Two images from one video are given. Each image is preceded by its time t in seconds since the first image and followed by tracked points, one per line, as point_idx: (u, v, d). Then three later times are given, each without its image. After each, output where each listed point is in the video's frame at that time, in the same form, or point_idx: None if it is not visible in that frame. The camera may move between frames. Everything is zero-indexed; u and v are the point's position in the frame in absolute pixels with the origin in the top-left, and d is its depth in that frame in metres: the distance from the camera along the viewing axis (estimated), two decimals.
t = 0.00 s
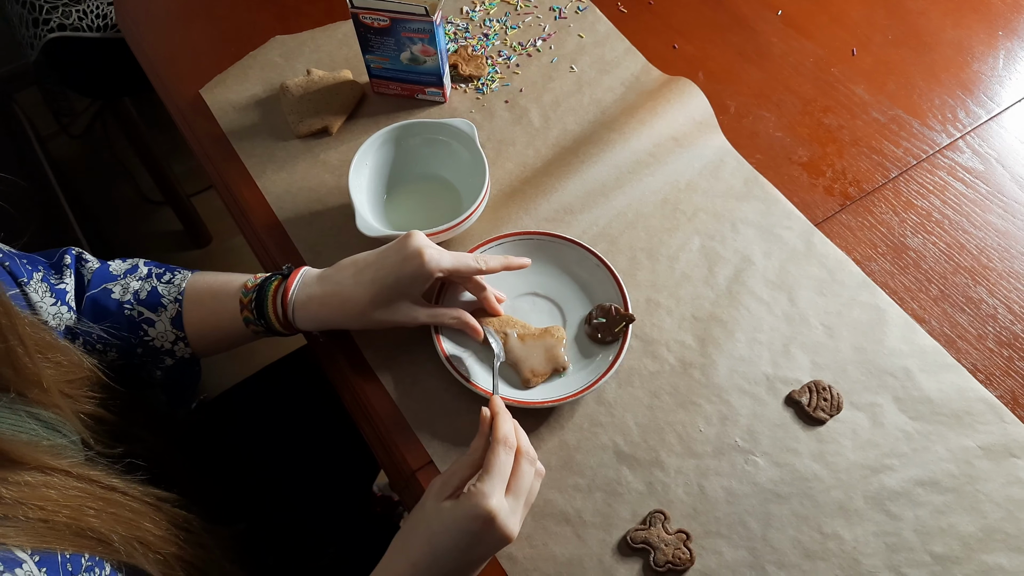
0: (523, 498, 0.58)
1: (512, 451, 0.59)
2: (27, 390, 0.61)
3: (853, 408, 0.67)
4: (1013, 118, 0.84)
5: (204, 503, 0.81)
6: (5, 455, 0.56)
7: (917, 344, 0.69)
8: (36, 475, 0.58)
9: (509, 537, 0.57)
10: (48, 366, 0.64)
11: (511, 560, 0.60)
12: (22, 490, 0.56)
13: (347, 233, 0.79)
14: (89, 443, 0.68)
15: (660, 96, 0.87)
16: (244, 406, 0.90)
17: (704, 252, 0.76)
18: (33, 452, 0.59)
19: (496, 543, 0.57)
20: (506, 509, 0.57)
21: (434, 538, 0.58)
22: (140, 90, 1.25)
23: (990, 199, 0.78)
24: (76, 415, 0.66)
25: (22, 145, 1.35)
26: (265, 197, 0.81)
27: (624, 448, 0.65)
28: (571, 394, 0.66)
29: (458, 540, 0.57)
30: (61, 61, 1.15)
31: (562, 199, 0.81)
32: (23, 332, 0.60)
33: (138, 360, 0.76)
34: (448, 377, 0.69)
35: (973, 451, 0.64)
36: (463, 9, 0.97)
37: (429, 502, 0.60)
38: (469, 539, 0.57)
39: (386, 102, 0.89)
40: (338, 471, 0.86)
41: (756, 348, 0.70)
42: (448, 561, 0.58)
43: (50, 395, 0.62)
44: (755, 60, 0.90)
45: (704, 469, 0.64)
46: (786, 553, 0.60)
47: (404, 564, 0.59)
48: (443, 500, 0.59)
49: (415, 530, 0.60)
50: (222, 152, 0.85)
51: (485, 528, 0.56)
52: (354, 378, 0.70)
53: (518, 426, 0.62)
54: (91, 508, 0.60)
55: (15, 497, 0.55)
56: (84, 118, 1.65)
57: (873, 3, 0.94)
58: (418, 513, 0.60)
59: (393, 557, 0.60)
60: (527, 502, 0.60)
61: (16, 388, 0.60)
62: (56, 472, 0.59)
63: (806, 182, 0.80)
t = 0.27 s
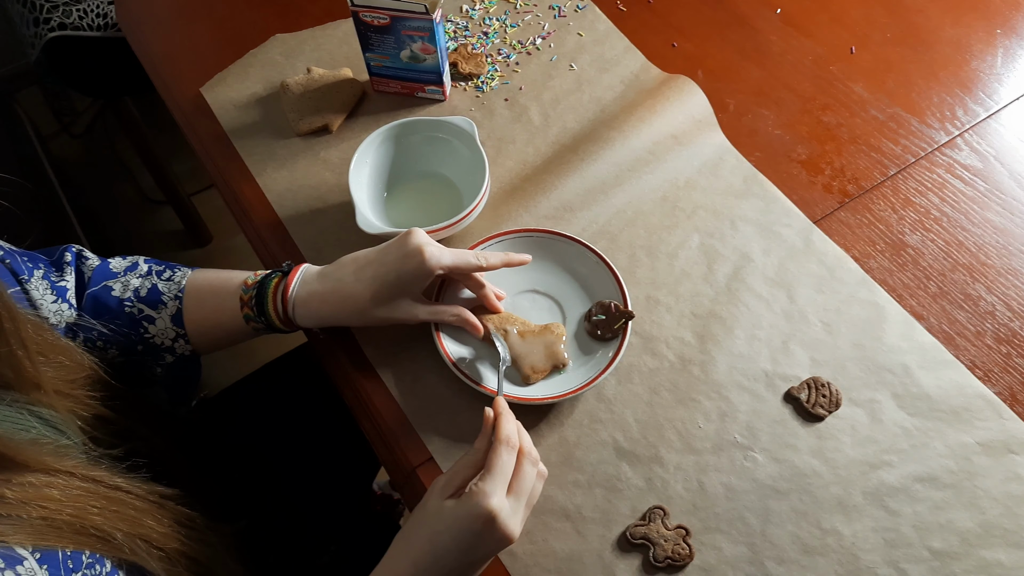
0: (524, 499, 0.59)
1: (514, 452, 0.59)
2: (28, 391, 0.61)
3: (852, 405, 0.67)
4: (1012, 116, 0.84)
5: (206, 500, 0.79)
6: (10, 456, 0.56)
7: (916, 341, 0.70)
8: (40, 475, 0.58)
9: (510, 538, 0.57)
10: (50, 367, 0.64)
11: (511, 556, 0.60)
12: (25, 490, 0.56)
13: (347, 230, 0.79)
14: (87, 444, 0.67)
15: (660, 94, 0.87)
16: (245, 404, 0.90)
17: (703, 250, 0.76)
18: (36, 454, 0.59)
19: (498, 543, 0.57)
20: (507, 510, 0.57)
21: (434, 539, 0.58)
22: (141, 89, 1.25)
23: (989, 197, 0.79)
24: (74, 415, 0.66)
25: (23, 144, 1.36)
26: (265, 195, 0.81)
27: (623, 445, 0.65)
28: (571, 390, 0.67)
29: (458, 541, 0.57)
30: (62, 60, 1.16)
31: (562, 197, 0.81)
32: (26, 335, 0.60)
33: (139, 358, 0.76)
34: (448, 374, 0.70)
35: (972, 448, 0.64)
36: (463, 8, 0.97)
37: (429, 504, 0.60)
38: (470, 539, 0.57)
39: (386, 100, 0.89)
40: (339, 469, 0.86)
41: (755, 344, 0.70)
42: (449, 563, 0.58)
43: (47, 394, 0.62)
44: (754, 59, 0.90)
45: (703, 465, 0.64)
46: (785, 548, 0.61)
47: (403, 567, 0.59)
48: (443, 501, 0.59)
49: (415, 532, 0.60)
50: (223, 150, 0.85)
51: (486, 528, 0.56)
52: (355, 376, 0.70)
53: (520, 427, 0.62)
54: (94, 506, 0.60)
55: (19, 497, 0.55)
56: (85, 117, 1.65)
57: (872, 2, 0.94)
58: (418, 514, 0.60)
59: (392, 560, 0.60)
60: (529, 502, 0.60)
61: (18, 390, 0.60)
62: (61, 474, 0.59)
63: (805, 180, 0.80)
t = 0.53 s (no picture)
0: (538, 498, 0.58)
1: (529, 452, 0.59)
2: (33, 394, 0.61)
3: (853, 404, 0.67)
4: (1012, 116, 0.84)
5: (208, 500, 0.78)
6: (16, 460, 0.56)
7: (917, 340, 0.70)
8: (47, 478, 0.58)
9: (522, 538, 0.57)
10: (54, 370, 0.64)
11: (513, 555, 0.60)
12: (31, 493, 0.56)
13: (349, 230, 0.79)
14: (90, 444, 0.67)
15: (661, 94, 0.87)
16: (248, 403, 0.91)
17: (704, 250, 0.76)
18: (42, 455, 0.59)
19: (510, 543, 0.57)
20: (521, 510, 0.57)
21: (446, 537, 0.58)
22: (143, 90, 1.25)
23: (989, 197, 0.79)
24: (77, 416, 0.66)
25: (25, 145, 1.36)
26: (268, 196, 0.82)
27: (625, 444, 0.65)
28: (574, 390, 0.67)
29: (470, 541, 0.57)
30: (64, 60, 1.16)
31: (563, 197, 0.81)
32: (29, 338, 0.60)
33: (144, 357, 0.76)
34: (450, 374, 0.70)
35: (973, 447, 0.64)
36: (464, 8, 0.97)
37: (440, 501, 0.60)
38: (482, 539, 0.57)
39: (387, 100, 0.89)
40: (340, 470, 0.87)
41: (756, 344, 0.71)
42: (461, 562, 0.58)
43: (53, 398, 0.62)
44: (755, 59, 0.90)
45: (705, 464, 0.64)
46: (787, 547, 0.61)
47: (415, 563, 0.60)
48: (455, 499, 0.59)
49: (426, 530, 0.60)
50: (225, 150, 0.85)
51: (498, 529, 0.56)
52: (359, 377, 0.70)
53: (536, 425, 0.62)
54: (99, 508, 0.60)
55: (25, 500, 0.56)
56: (86, 118, 1.65)
57: (873, 2, 0.94)
58: (430, 511, 0.60)
59: (404, 555, 0.61)
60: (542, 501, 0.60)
61: (22, 391, 0.60)
62: (67, 475, 0.60)
63: (805, 180, 0.81)
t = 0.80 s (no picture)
0: (560, 438, 0.59)
1: (548, 391, 0.60)
2: (33, 395, 0.61)
3: (855, 403, 0.67)
4: (1013, 116, 0.84)
5: (212, 500, 0.79)
6: (17, 461, 0.56)
7: (919, 339, 0.70)
8: (48, 479, 0.58)
9: (552, 477, 0.57)
10: (55, 373, 0.64)
11: (515, 554, 0.60)
12: (33, 493, 0.56)
13: (351, 230, 0.79)
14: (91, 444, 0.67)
15: (663, 94, 0.87)
16: (251, 402, 0.91)
17: (706, 249, 0.77)
18: (44, 457, 0.59)
19: (541, 484, 0.57)
20: (548, 449, 0.58)
21: (476, 490, 0.58)
22: (144, 90, 1.25)
23: (991, 196, 0.79)
24: (77, 417, 0.66)
25: (26, 145, 1.36)
26: (270, 196, 0.82)
27: (627, 443, 0.65)
28: (576, 389, 0.67)
29: (501, 488, 0.57)
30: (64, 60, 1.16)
31: (565, 197, 0.81)
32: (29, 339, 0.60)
33: (147, 356, 0.76)
34: (453, 373, 0.70)
35: (975, 446, 0.64)
36: (466, 8, 0.97)
37: (466, 458, 0.60)
38: (513, 484, 0.57)
39: (389, 100, 0.89)
40: (341, 471, 0.87)
41: (758, 343, 0.71)
42: (492, 514, 0.58)
43: (53, 400, 0.63)
44: (757, 59, 0.90)
45: (707, 463, 0.64)
46: (789, 546, 0.61)
47: (448, 521, 0.60)
48: (480, 455, 0.59)
49: (455, 487, 0.60)
50: (226, 150, 0.85)
51: (529, 471, 0.56)
52: (361, 377, 0.70)
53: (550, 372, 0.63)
54: (100, 508, 0.61)
55: (26, 500, 0.56)
56: (87, 118, 1.65)
57: (874, 2, 0.94)
58: (455, 469, 0.60)
59: (435, 517, 0.61)
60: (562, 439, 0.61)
61: (23, 393, 0.60)
62: (68, 476, 0.60)
63: (807, 180, 0.81)
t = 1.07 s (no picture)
0: (562, 407, 0.60)
1: (545, 362, 0.61)
2: (36, 392, 0.61)
3: (856, 403, 0.67)
4: (1013, 116, 0.84)
5: (213, 498, 0.80)
6: (20, 457, 0.56)
7: (919, 339, 0.70)
8: (51, 475, 0.58)
9: (558, 443, 0.57)
10: (58, 370, 0.64)
11: (516, 552, 0.61)
12: (35, 489, 0.56)
13: (352, 230, 0.79)
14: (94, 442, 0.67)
15: (663, 94, 0.87)
16: (252, 402, 0.91)
17: (706, 249, 0.77)
18: (47, 453, 0.59)
19: (546, 448, 0.56)
20: (551, 416, 0.58)
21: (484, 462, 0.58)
22: (145, 90, 1.25)
23: (990, 196, 0.79)
24: (80, 415, 0.66)
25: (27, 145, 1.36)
26: (271, 195, 0.82)
27: (628, 442, 0.65)
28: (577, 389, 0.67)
29: (509, 458, 0.57)
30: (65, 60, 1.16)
31: (566, 197, 0.81)
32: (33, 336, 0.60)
33: (149, 355, 0.76)
34: (454, 372, 0.70)
35: (975, 445, 0.65)
36: (467, 9, 0.98)
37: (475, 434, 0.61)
38: (519, 450, 0.57)
39: (390, 100, 0.90)
40: (342, 471, 0.87)
41: (759, 343, 0.71)
42: (503, 483, 0.58)
43: (56, 398, 0.63)
44: (757, 59, 0.90)
45: (708, 463, 0.65)
46: (789, 545, 0.61)
47: (462, 497, 0.60)
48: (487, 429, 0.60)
49: (465, 463, 0.60)
50: (228, 150, 0.85)
51: (532, 435, 0.56)
52: (362, 376, 0.70)
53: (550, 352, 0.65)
54: (101, 505, 0.61)
55: (29, 496, 0.56)
56: (88, 118, 1.65)
57: (874, 3, 0.95)
58: (465, 447, 0.61)
59: (448, 499, 0.60)
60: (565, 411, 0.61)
61: (26, 390, 0.60)
62: (70, 472, 0.60)
63: (807, 180, 0.81)
